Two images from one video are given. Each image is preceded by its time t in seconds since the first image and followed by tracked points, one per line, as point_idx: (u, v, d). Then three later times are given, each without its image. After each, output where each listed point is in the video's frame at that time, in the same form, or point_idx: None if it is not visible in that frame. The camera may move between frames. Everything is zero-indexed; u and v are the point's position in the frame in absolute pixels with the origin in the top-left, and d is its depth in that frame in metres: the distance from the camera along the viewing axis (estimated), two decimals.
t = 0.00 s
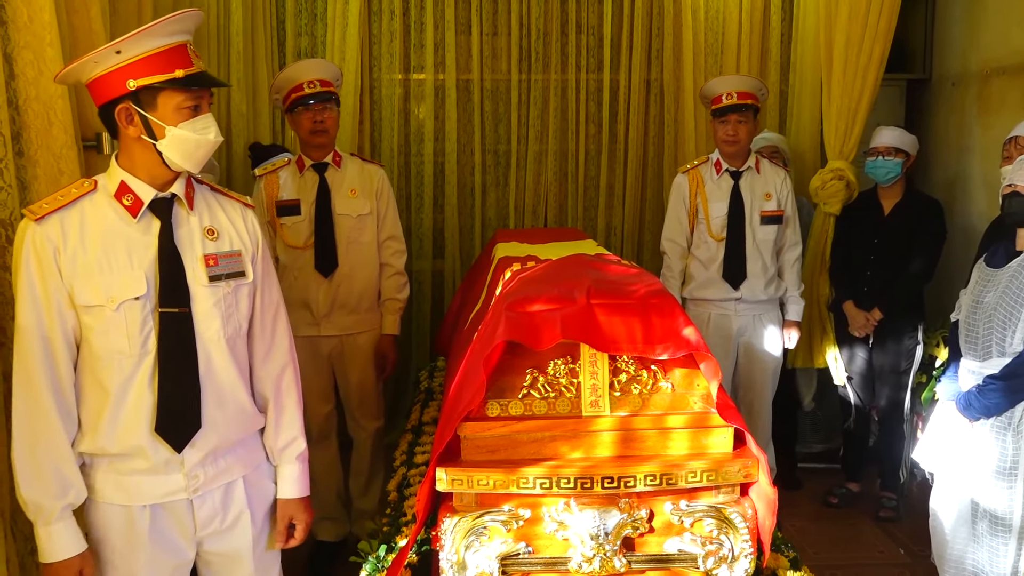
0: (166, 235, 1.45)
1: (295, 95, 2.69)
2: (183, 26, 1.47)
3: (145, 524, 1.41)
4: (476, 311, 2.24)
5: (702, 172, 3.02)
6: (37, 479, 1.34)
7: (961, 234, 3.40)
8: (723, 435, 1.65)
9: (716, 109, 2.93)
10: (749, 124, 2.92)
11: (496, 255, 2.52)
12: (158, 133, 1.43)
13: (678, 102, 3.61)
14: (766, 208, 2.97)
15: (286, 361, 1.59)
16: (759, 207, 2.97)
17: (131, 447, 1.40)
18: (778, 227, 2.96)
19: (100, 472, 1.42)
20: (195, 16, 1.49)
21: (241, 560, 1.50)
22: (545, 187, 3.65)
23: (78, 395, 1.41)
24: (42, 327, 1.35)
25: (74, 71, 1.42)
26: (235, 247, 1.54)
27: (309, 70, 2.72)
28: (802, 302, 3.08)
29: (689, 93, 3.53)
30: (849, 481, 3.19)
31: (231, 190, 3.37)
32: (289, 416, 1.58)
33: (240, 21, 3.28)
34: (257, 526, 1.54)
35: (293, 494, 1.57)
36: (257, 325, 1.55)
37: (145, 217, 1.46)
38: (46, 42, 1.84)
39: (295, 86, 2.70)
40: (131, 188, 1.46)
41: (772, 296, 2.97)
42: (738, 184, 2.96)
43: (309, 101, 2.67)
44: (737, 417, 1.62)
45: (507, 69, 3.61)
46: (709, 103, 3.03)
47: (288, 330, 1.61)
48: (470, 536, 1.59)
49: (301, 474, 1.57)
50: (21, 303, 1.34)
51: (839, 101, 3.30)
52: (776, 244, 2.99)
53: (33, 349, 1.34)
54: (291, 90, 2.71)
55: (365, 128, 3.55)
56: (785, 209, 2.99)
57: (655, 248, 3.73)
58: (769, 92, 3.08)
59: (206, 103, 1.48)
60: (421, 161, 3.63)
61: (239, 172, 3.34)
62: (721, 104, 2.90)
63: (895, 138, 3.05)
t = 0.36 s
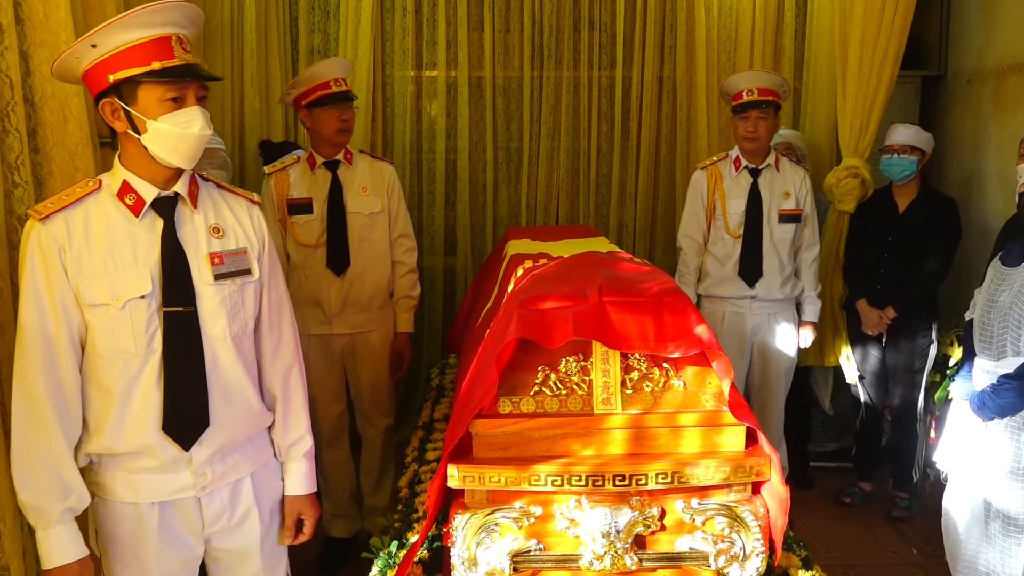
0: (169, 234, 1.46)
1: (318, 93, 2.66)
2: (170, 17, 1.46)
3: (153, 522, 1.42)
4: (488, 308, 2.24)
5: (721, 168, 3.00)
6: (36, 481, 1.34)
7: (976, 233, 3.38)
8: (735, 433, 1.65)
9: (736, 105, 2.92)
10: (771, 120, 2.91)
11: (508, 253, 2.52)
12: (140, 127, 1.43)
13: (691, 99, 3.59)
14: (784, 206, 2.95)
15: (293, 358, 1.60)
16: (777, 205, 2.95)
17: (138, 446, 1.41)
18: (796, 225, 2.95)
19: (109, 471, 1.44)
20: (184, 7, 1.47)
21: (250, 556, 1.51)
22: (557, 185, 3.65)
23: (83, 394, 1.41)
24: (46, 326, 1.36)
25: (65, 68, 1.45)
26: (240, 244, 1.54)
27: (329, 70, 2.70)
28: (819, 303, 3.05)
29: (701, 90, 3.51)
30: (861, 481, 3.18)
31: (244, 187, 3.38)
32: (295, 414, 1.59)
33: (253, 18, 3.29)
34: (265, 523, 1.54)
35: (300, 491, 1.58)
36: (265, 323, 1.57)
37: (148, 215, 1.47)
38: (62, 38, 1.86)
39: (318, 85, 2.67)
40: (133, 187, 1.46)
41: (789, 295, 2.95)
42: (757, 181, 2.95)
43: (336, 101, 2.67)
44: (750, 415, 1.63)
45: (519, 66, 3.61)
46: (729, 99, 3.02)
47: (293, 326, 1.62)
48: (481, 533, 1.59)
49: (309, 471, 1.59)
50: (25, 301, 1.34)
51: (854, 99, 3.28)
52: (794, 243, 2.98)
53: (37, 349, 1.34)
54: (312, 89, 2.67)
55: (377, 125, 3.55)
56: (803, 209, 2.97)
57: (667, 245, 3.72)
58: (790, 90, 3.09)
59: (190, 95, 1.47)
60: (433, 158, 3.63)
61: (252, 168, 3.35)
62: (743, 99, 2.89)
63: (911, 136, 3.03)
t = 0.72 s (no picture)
0: (171, 240, 1.47)
1: (335, 103, 2.67)
2: (152, 21, 1.46)
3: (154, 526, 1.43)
4: (495, 314, 2.24)
5: (732, 175, 3.00)
6: (55, 477, 1.39)
7: (984, 242, 3.37)
8: (742, 440, 1.65)
9: (749, 112, 2.92)
10: (783, 127, 2.91)
11: (515, 259, 2.53)
12: (128, 133, 1.45)
13: (699, 106, 3.60)
14: (795, 213, 2.95)
15: (302, 362, 1.60)
16: (788, 212, 2.95)
17: (140, 449, 1.43)
18: (808, 232, 2.95)
19: (111, 473, 1.45)
20: (168, 9, 1.47)
21: (253, 562, 1.51)
22: (565, 191, 3.66)
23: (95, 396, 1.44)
24: (57, 330, 1.40)
25: (70, 78, 1.52)
26: (245, 248, 1.55)
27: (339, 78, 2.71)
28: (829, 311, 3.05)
29: (709, 97, 3.52)
30: (868, 489, 3.17)
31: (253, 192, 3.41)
32: (303, 418, 1.59)
33: (263, 24, 3.31)
34: (269, 530, 1.54)
35: (307, 496, 1.58)
36: (273, 328, 1.57)
37: (150, 220, 1.48)
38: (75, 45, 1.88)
39: (334, 94, 2.68)
40: (137, 194, 1.48)
41: (800, 302, 2.95)
42: (768, 188, 2.95)
43: (352, 110, 2.70)
44: (757, 421, 1.64)
45: (528, 72, 3.62)
46: (740, 106, 3.02)
47: (304, 330, 1.62)
48: (488, 538, 1.60)
49: (315, 476, 1.59)
50: (37, 302, 1.39)
51: (861, 107, 3.28)
52: (805, 250, 2.98)
53: (49, 351, 1.38)
54: (329, 99, 2.67)
55: (386, 131, 3.57)
56: (814, 215, 2.97)
57: (674, 252, 3.72)
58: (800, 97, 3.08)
59: (174, 98, 1.46)
60: (441, 164, 3.65)
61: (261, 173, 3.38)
62: (755, 107, 2.89)
63: (920, 145, 3.02)
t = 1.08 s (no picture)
0: (189, 247, 1.48)
1: (333, 114, 2.69)
2: (169, 31, 1.48)
3: (167, 531, 1.44)
4: (499, 324, 2.25)
5: (739, 186, 3.01)
6: (63, 483, 1.40)
7: (988, 253, 3.37)
8: (746, 451, 1.65)
9: (757, 123, 2.93)
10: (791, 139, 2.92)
11: (520, 269, 2.53)
12: (148, 141, 1.46)
13: (703, 117, 3.61)
14: (803, 224, 2.96)
15: (315, 372, 1.60)
16: (796, 223, 2.96)
17: (153, 456, 1.44)
18: (814, 243, 2.95)
19: (125, 477, 1.47)
20: (184, 19, 1.49)
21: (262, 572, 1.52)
22: (569, 202, 3.67)
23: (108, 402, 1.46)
24: (72, 338, 1.41)
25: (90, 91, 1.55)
26: (264, 258, 1.55)
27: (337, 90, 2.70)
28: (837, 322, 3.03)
29: (712, 109, 3.53)
30: (873, 501, 3.15)
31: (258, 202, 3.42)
32: (315, 434, 1.58)
33: (270, 35, 3.33)
34: (279, 541, 1.54)
35: (314, 509, 1.57)
36: (288, 337, 1.58)
37: (170, 229, 1.50)
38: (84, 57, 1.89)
39: (333, 105, 2.69)
40: (157, 203, 1.50)
41: (806, 314, 2.95)
42: (775, 200, 2.95)
43: (348, 122, 2.70)
44: (760, 433, 1.61)
45: (532, 84, 3.64)
46: (748, 118, 3.03)
47: (320, 340, 1.62)
48: (491, 549, 1.59)
49: (324, 490, 1.57)
50: (54, 309, 1.41)
51: (864, 118, 3.28)
52: (812, 261, 2.98)
53: (64, 359, 1.40)
54: (327, 109, 2.69)
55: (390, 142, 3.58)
56: (821, 227, 2.97)
57: (678, 263, 3.73)
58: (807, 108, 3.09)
59: (192, 104, 1.48)
60: (445, 175, 3.66)
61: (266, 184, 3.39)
62: (764, 118, 2.90)
63: (923, 156, 3.02)
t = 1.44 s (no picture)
0: (205, 249, 1.49)
1: (321, 113, 2.73)
2: (188, 35, 1.49)
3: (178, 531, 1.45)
4: (502, 327, 2.24)
5: (745, 188, 3.01)
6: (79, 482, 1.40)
7: (992, 255, 3.36)
8: (749, 455, 1.64)
9: (764, 126, 2.92)
10: (797, 142, 2.92)
11: (523, 272, 2.53)
12: (168, 144, 1.47)
13: (706, 120, 3.61)
14: (808, 228, 2.95)
15: (326, 375, 1.60)
16: (801, 227, 2.95)
17: (165, 456, 1.45)
18: (820, 247, 2.95)
19: (138, 478, 1.47)
20: (203, 23, 1.50)
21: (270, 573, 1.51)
22: (572, 205, 3.67)
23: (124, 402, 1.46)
24: (91, 336, 1.42)
25: (108, 93, 1.56)
26: (277, 261, 1.55)
27: (336, 89, 2.75)
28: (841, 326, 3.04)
29: (715, 112, 3.53)
30: (876, 504, 3.14)
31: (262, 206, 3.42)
32: (325, 433, 1.58)
33: (273, 39, 3.34)
34: (288, 541, 1.54)
35: (325, 511, 1.57)
36: (300, 340, 1.58)
37: (186, 231, 1.50)
38: (88, 61, 1.89)
39: (321, 105, 2.74)
40: (174, 204, 1.50)
41: (811, 318, 2.94)
42: (781, 203, 2.95)
43: (334, 122, 2.71)
44: (764, 437, 1.61)
45: (535, 87, 3.64)
46: (755, 121, 3.02)
47: (330, 346, 1.62)
48: (494, 553, 1.59)
49: (334, 491, 1.58)
50: (73, 308, 1.42)
51: (867, 121, 3.27)
52: (817, 265, 2.97)
53: (83, 357, 1.41)
54: (316, 109, 2.74)
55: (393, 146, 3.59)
56: (827, 230, 2.97)
57: (682, 266, 3.72)
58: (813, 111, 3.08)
59: (212, 108, 1.49)
60: (448, 178, 3.66)
61: (269, 188, 3.39)
62: (770, 121, 2.90)
63: (925, 159, 3.02)
